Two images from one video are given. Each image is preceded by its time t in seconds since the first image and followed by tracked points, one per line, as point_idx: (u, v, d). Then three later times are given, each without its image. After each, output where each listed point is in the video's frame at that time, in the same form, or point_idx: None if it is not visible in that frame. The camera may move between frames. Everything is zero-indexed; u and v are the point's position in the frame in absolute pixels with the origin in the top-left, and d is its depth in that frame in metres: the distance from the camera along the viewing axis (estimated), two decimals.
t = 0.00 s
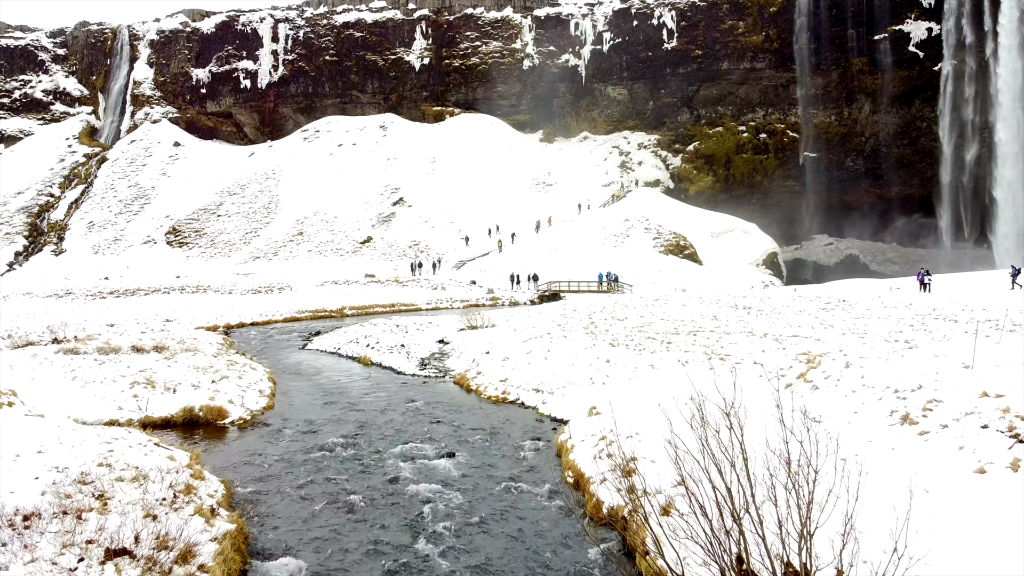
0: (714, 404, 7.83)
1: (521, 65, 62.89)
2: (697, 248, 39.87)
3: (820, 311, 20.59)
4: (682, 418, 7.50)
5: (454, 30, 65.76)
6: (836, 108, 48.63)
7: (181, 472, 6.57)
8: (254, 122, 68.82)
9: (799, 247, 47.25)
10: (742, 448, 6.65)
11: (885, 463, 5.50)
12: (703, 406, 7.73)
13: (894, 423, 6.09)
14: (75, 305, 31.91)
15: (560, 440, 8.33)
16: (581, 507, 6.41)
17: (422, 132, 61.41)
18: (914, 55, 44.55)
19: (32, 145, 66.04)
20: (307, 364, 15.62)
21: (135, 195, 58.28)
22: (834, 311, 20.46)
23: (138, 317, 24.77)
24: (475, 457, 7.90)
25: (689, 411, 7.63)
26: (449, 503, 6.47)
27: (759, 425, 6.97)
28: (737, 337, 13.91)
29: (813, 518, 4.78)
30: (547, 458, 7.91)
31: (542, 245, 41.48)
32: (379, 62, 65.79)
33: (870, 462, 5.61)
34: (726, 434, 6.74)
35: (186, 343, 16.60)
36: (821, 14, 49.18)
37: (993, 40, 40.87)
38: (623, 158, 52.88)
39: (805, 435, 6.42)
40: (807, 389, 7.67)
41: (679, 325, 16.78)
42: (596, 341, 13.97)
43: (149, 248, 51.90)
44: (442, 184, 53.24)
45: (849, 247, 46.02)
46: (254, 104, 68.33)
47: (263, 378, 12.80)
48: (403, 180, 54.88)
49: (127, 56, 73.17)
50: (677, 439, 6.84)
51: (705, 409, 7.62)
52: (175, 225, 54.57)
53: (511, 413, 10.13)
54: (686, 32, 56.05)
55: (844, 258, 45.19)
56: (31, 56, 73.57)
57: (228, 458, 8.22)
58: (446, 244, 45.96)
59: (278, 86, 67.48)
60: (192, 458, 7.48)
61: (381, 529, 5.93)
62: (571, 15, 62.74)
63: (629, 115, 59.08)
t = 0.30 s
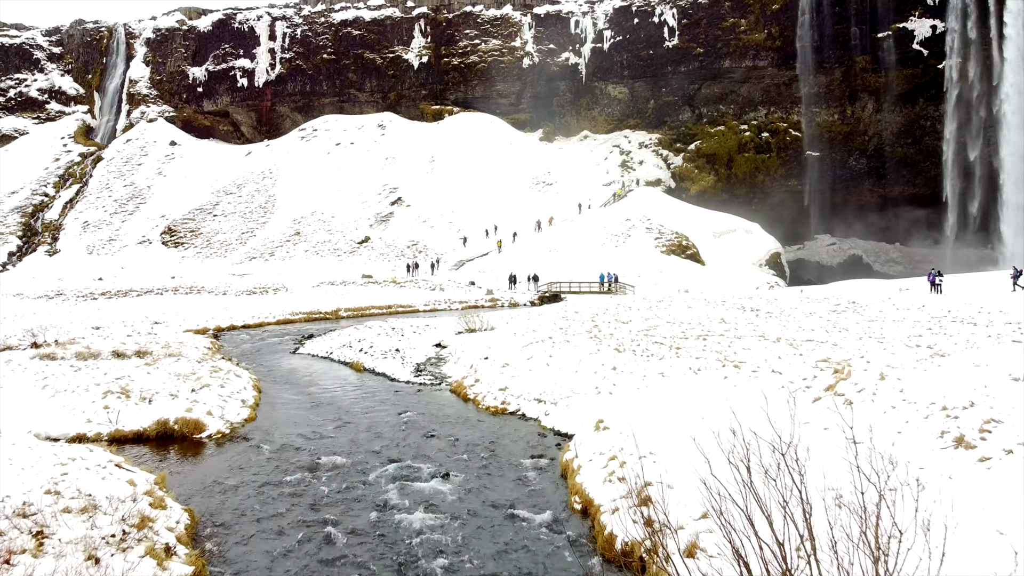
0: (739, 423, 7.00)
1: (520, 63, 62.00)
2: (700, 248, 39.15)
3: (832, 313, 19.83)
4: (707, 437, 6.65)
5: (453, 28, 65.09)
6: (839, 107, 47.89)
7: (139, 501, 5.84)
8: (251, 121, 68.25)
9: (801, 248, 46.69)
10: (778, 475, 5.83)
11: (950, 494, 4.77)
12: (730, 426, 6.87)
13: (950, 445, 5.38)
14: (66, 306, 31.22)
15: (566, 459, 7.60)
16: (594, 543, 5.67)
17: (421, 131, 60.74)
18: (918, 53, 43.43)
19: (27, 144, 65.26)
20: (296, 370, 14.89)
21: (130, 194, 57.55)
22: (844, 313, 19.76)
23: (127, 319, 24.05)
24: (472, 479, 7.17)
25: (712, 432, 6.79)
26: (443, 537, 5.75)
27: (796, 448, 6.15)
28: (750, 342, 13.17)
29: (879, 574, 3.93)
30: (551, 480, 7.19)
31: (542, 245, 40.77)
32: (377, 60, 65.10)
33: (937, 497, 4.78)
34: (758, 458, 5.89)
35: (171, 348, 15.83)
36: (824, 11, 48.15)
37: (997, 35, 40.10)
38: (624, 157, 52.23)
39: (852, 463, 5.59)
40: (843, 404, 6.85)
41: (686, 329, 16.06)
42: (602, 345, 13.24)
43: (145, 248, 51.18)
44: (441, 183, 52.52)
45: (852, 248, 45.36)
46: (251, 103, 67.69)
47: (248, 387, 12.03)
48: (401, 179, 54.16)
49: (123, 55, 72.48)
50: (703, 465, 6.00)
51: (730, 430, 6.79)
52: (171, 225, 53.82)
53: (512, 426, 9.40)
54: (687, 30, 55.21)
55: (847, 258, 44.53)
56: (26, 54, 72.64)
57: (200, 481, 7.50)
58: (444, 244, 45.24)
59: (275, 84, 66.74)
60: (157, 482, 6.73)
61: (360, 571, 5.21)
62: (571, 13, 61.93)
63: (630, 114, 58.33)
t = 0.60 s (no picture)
0: (775, 456, 6.10)
1: (520, 61, 61.09)
2: (702, 248, 38.34)
3: (846, 316, 18.94)
4: (741, 476, 5.75)
5: (452, 26, 64.18)
6: (843, 105, 47.09)
7: (72, 548, 5.01)
8: (248, 120, 67.48)
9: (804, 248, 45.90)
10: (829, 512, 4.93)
11: None
12: (767, 461, 5.97)
13: None
14: (55, 308, 30.29)
15: (574, 487, 6.73)
16: None
17: (420, 129, 59.91)
18: (923, 51, 42.84)
19: (20, 142, 64.28)
20: (283, 379, 14.01)
21: (125, 194, 56.69)
22: (858, 316, 18.91)
23: (113, 322, 23.14)
24: (467, 515, 6.31)
25: (745, 469, 5.89)
26: None
27: (848, 483, 5.24)
28: (768, 350, 12.30)
29: None
30: (558, 515, 6.33)
31: (543, 245, 39.92)
32: (375, 59, 64.24)
33: None
34: (802, 501, 5.00)
35: (150, 355, 14.93)
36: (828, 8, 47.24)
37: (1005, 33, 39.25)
38: (625, 156, 51.38)
39: (924, 501, 4.67)
40: (895, 427, 5.93)
41: (696, 334, 15.19)
42: (608, 353, 12.38)
43: (139, 249, 50.29)
44: (440, 182, 51.68)
45: (856, 248, 44.43)
46: (248, 102, 66.97)
47: (227, 399, 11.11)
48: (399, 178, 53.31)
49: (118, 53, 71.60)
50: (741, 507, 5.13)
51: (766, 466, 5.88)
52: (165, 225, 52.91)
53: (514, 445, 8.55)
54: (689, 27, 54.35)
55: (851, 259, 43.66)
56: (21, 53, 71.47)
57: (159, 511, 6.63)
58: (442, 245, 44.35)
59: (272, 83, 65.93)
60: (102, 522, 5.85)
61: None
62: (571, 10, 61.07)
63: (631, 113, 57.53)
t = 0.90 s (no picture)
0: (829, 503, 5.07)
1: (520, 59, 60.08)
2: (706, 249, 37.32)
3: (865, 320, 17.92)
4: (796, 529, 4.77)
5: (451, 23, 63.04)
6: (848, 103, 45.76)
7: None
8: (244, 119, 66.09)
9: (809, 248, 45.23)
10: None
11: None
12: (823, 510, 4.97)
13: None
14: (39, 311, 29.25)
15: (588, 535, 5.73)
16: None
17: (418, 128, 58.88)
18: (930, 48, 41.40)
19: (13, 141, 63.19)
20: (265, 388, 12.98)
21: (118, 194, 55.63)
22: (875, 320, 17.91)
23: (94, 326, 22.05)
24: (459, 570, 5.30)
25: (795, 522, 4.89)
26: None
27: (934, 543, 4.24)
28: (792, 360, 11.31)
29: None
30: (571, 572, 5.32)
31: (543, 245, 38.86)
32: (372, 56, 63.20)
33: None
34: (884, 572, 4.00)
35: (122, 363, 13.86)
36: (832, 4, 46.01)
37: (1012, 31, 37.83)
38: (628, 155, 50.40)
39: None
40: (978, 464, 4.93)
41: (710, 340, 14.16)
42: (619, 363, 11.37)
43: (131, 249, 49.24)
44: (438, 181, 50.64)
45: (861, 248, 43.75)
46: (244, 100, 65.94)
47: (197, 414, 10.04)
48: (397, 177, 52.32)
49: (111, 50, 70.13)
50: None
51: (820, 517, 4.87)
52: (159, 225, 51.85)
53: (516, 473, 7.54)
54: (691, 24, 53.33)
55: (856, 259, 42.95)
56: (14, 51, 70.90)
57: (97, 563, 5.59)
58: (440, 245, 43.28)
59: (269, 80, 65.04)
60: None
61: None
62: (572, 7, 60.11)
63: (632, 111, 56.56)
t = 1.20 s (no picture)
0: None
1: (521, 56, 58.94)
2: (711, 250, 36.17)
3: (888, 326, 16.79)
4: None
5: (450, 20, 61.83)
6: (853, 101, 44.19)
7: None
8: (240, 117, 65.29)
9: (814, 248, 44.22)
10: None
11: None
12: None
13: None
14: (20, 313, 28.05)
15: None
16: None
17: (416, 126, 57.72)
18: (938, 45, 39.95)
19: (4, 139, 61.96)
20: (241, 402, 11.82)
21: (111, 194, 54.43)
22: (898, 326, 16.78)
23: (71, 330, 20.86)
24: None
25: None
26: None
27: None
28: (824, 374, 10.23)
29: None
30: None
31: (545, 245, 37.73)
32: (370, 53, 62.06)
33: None
34: None
35: (85, 375, 12.67)
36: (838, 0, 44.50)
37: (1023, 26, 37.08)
38: (629, 153, 49.28)
39: None
40: None
41: (727, 349, 13.05)
42: (631, 377, 10.27)
43: (124, 249, 48.07)
44: (436, 180, 49.51)
45: (867, 249, 42.75)
46: (239, 99, 64.60)
47: (155, 438, 8.84)
48: (395, 176, 51.22)
49: (106, 49, 68.90)
50: None
51: None
52: (152, 225, 50.66)
53: (521, 517, 6.43)
54: (695, 21, 52.03)
55: (862, 259, 41.86)
56: (7, 49, 69.41)
57: None
58: (438, 245, 42.14)
59: (265, 78, 63.75)
60: None
61: None
62: (574, 4, 58.88)
63: (634, 109, 55.38)
